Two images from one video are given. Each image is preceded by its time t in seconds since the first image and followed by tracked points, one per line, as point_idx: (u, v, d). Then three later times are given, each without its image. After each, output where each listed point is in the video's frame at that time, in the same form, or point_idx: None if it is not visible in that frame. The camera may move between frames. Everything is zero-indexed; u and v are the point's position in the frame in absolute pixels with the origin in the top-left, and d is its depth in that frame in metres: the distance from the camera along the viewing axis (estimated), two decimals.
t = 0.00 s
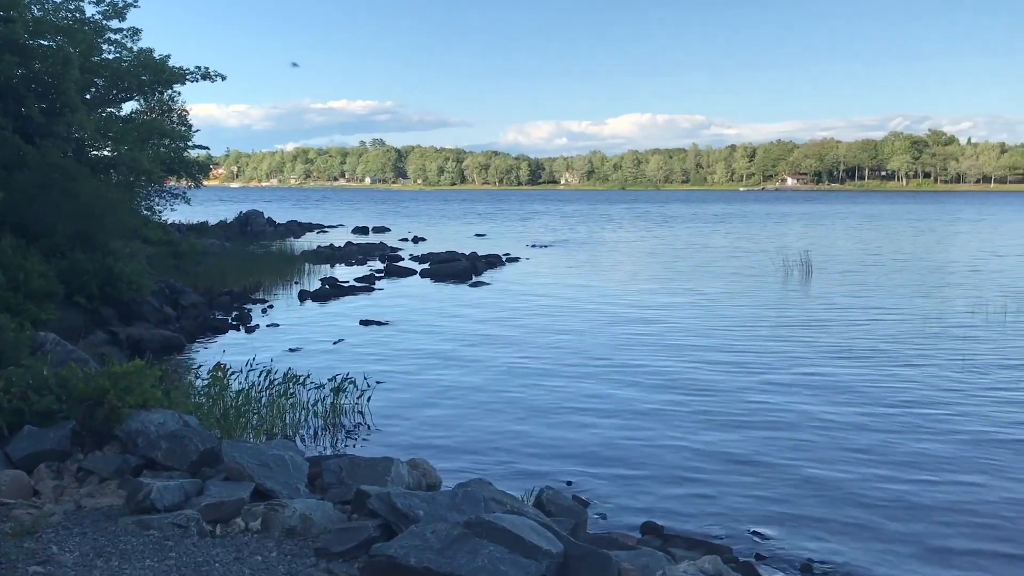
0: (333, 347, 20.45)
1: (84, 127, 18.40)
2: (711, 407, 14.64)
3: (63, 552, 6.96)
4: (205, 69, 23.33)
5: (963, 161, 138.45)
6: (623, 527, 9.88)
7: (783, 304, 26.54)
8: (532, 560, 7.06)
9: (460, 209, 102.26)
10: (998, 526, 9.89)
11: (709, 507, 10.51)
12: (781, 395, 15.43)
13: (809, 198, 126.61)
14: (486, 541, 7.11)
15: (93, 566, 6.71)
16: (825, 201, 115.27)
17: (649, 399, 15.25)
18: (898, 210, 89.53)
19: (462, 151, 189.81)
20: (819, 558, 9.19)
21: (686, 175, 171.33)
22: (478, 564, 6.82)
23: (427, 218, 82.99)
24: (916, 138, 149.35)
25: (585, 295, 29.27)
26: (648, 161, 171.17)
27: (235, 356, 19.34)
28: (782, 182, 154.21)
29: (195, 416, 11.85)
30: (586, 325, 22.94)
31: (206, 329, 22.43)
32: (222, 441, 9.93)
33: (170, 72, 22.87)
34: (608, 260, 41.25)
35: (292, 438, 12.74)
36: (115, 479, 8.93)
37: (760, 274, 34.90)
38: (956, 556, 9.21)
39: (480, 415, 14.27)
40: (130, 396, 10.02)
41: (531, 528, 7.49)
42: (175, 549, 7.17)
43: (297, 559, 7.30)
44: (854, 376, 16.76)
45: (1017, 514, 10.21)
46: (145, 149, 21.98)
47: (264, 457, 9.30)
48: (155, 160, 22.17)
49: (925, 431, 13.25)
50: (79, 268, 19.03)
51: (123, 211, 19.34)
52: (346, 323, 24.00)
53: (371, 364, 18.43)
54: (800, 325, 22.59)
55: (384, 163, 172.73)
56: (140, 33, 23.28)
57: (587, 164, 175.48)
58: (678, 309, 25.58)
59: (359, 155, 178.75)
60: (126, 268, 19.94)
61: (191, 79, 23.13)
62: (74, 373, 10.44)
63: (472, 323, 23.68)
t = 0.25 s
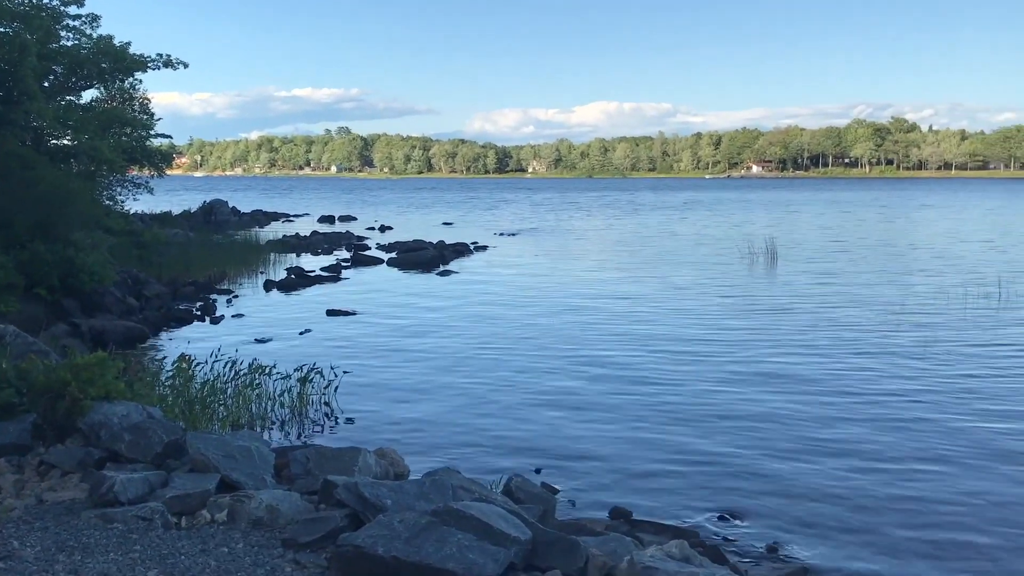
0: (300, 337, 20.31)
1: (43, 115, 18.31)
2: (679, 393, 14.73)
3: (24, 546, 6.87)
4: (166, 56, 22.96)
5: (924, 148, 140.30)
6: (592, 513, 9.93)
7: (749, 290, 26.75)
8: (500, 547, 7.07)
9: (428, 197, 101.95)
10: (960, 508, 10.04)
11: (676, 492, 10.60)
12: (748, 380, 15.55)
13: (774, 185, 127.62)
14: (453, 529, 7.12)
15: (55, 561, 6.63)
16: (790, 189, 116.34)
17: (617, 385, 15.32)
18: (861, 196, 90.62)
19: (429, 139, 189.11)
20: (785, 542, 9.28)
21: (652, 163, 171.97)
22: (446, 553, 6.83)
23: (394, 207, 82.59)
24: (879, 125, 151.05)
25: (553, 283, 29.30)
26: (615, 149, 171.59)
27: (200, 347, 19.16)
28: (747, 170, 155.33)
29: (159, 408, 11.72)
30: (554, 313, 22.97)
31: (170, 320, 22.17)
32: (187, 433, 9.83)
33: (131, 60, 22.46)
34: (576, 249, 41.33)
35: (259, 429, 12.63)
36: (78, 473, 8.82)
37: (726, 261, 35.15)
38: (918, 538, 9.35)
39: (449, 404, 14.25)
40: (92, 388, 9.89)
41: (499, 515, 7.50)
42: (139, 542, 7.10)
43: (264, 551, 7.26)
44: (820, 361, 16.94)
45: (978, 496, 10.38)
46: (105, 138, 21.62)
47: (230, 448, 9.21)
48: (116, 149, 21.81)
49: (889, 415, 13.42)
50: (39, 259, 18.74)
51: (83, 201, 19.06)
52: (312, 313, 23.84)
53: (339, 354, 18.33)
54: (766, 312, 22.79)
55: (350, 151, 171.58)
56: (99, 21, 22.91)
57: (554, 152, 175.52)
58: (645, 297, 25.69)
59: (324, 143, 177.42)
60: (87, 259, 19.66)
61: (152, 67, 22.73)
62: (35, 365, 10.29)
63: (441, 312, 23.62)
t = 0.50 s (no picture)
0: (274, 330, 20.20)
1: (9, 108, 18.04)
2: (654, 383, 14.79)
3: None
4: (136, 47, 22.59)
5: (895, 138, 141.63)
6: (568, 504, 9.96)
7: (723, 281, 26.88)
8: (475, 539, 7.07)
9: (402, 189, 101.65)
10: (931, 495, 10.15)
11: (652, 481, 10.66)
12: (722, 370, 15.63)
13: (747, 176, 128.23)
14: (429, 522, 7.12)
15: (25, 558, 6.56)
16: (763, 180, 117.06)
17: (593, 376, 15.37)
18: (833, 186, 91.34)
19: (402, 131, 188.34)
20: (759, 530, 9.35)
21: (626, 154, 172.29)
22: (421, 545, 6.83)
23: (367, 199, 82.24)
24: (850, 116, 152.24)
25: (528, 274, 29.30)
26: (589, 140, 171.71)
27: (172, 341, 19.01)
28: (720, 160, 156.02)
29: (131, 404, 11.61)
30: (530, 305, 22.98)
31: (142, 315, 21.96)
32: (160, 428, 9.76)
33: (100, 51, 21.95)
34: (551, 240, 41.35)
35: (232, 423, 12.55)
36: (48, 469, 8.74)
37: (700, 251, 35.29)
38: (889, 525, 9.45)
39: (424, 396, 14.22)
40: (63, 384, 9.80)
41: (475, 507, 7.51)
42: (111, 538, 7.05)
43: (238, 546, 7.23)
44: (794, 350, 17.05)
45: (949, 482, 10.50)
46: (73, 131, 21.31)
47: (203, 443, 9.15)
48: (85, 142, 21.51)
49: (862, 403, 13.54)
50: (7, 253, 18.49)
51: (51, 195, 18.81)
52: (286, 306, 23.71)
53: (313, 347, 18.24)
54: (740, 302, 22.91)
55: (323, 143, 170.55)
56: (67, 11, 22.55)
57: (528, 144, 175.38)
58: (620, 287, 25.76)
59: (297, 135, 176.23)
60: (56, 253, 19.42)
61: (122, 58, 22.33)
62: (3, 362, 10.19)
63: (416, 304, 23.57)
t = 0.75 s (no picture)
0: (243, 324, 20.05)
1: None
2: (626, 374, 14.85)
3: None
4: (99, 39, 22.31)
5: (861, 128, 143.07)
6: (540, 495, 9.98)
7: (694, 271, 27.04)
8: (447, 532, 7.06)
9: (372, 181, 101.14)
10: (898, 482, 10.30)
11: (624, 472, 10.70)
12: (693, 361, 15.73)
13: (716, 166, 128.86)
14: (401, 516, 7.10)
15: None
16: (733, 169, 117.83)
17: (565, 368, 15.40)
18: (801, 176, 92.23)
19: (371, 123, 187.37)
20: (730, 518, 9.43)
21: (596, 145, 172.57)
22: (392, 538, 6.81)
23: (337, 191, 81.78)
24: (818, 106, 153.56)
25: (499, 266, 29.27)
26: (559, 131, 171.74)
27: (139, 336, 18.81)
28: (689, 151, 156.70)
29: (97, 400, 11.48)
30: (501, 296, 22.98)
31: (109, 310, 21.71)
32: (127, 424, 9.67)
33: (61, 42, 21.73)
34: (522, 232, 41.35)
35: (201, 419, 12.45)
36: (12, 468, 8.63)
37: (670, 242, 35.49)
38: (857, 511, 9.57)
39: (396, 389, 14.18)
40: (26, 381, 9.67)
41: (447, 499, 7.50)
42: (77, 536, 6.97)
43: (207, 542, 7.17)
44: (763, 340, 17.20)
45: (916, 469, 10.64)
46: (36, 124, 21.00)
47: (171, 438, 9.07)
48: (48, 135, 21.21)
49: (830, 392, 13.67)
50: None
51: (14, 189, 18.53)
52: (256, 300, 23.53)
53: (283, 341, 18.12)
54: (710, 292, 23.07)
55: (292, 135, 169.27)
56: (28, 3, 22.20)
57: (498, 135, 174.95)
58: (591, 279, 25.82)
59: (265, 127, 174.76)
60: (20, 248, 19.14)
61: (84, 50, 22.06)
62: None
63: (386, 297, 23.47)
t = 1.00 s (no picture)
0: (212, 319, 19.85)
1: None
2: (598, 367, 14.87)
3: None
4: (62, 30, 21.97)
5: (829, 120, 144.42)
6: (513, 488, 9.98)
7: (665, 263, 27.14)
8: (419, 527, 7.04)
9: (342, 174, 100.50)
10: (868, 471, 10.39)
11: (596, 464, 10.72)
12: (664, 353, 15.79)
13: (686, 159, 129.35)
14: (373, 511, 7.07)
15: None
16: (703, 162, 118.58)
17: (537, 361, 15.39)
18: (770, 168, 92.94)
19: (341, 116, 186.20)
20: (702, 510, 9.48)
21: (567, 138, 172.60)
22: (364, 534, 6.77)
23: (306, 184, 81.17)
24: (786, 99, 154.76)
25: (470, 260, 29.18)
26: (530, 124, 171.57)
27: (106, 332, 18.56)
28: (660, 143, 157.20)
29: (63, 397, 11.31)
30: (473, 290, 22.95)
31: (75, 305, 21.40)
32: (94, 421, 9.53)
33: (24, 33, 21.38)
34: (493, 225, 41.27)
35: (170, 415, 12.32)
36: None
37: (641, 234, 35.62)
38: (828, 502, 9.64)
39: (367, 384, 14.11)
40: None
41: (419, 494, 7.47)
42: (43, 536, 6.86)
43: (176, 540, 7.09)
44: (734, 332, 17.29)
45: (885, 459, 10.74)
46: None
47: (139, 435, 8.96)
48: (11, 127, 20.85)
49: (800, 383, 13.77)
50: None
51: None
52: (225, 295, 23.31)
53: (253, 336, 17.96)
54: (681, 284, 23.17)
55: (260, 128, 167.82)
56: None
57: (469, 128, 174.58)
58: (562, 272, 25.83)
59: (234, 120, 173.04)
60: None
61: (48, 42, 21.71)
62: None
63: (357, 291, 23.34)
